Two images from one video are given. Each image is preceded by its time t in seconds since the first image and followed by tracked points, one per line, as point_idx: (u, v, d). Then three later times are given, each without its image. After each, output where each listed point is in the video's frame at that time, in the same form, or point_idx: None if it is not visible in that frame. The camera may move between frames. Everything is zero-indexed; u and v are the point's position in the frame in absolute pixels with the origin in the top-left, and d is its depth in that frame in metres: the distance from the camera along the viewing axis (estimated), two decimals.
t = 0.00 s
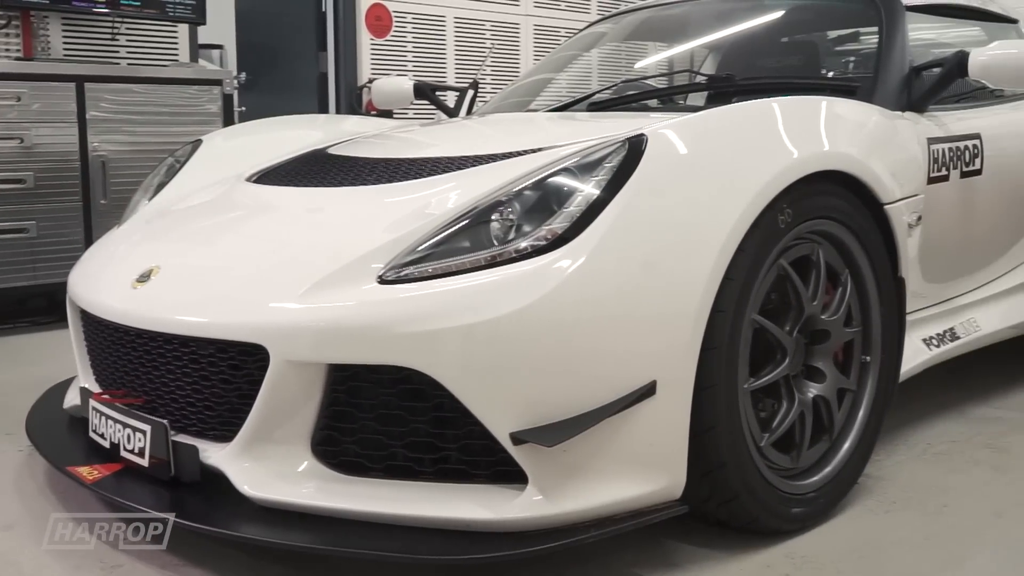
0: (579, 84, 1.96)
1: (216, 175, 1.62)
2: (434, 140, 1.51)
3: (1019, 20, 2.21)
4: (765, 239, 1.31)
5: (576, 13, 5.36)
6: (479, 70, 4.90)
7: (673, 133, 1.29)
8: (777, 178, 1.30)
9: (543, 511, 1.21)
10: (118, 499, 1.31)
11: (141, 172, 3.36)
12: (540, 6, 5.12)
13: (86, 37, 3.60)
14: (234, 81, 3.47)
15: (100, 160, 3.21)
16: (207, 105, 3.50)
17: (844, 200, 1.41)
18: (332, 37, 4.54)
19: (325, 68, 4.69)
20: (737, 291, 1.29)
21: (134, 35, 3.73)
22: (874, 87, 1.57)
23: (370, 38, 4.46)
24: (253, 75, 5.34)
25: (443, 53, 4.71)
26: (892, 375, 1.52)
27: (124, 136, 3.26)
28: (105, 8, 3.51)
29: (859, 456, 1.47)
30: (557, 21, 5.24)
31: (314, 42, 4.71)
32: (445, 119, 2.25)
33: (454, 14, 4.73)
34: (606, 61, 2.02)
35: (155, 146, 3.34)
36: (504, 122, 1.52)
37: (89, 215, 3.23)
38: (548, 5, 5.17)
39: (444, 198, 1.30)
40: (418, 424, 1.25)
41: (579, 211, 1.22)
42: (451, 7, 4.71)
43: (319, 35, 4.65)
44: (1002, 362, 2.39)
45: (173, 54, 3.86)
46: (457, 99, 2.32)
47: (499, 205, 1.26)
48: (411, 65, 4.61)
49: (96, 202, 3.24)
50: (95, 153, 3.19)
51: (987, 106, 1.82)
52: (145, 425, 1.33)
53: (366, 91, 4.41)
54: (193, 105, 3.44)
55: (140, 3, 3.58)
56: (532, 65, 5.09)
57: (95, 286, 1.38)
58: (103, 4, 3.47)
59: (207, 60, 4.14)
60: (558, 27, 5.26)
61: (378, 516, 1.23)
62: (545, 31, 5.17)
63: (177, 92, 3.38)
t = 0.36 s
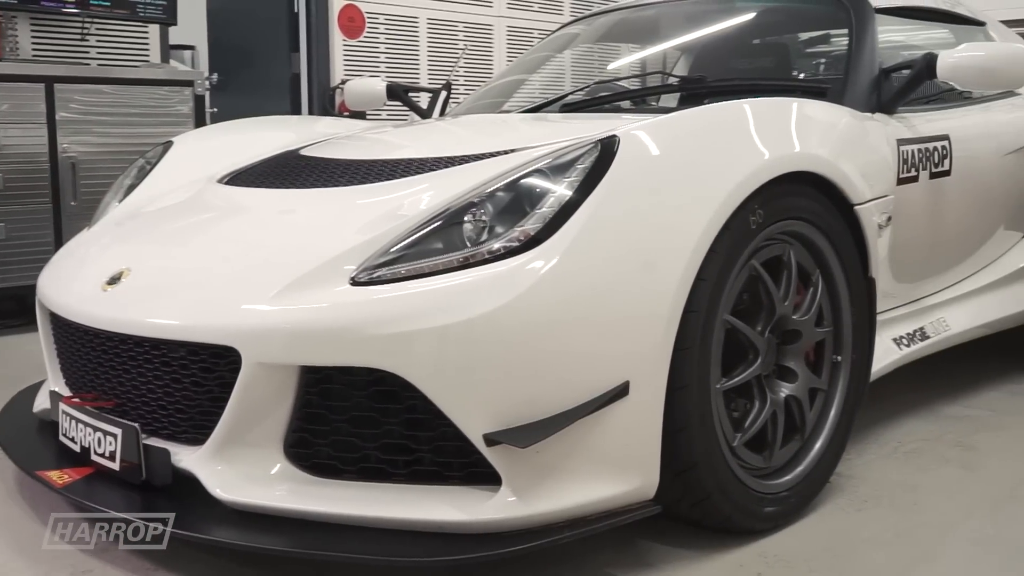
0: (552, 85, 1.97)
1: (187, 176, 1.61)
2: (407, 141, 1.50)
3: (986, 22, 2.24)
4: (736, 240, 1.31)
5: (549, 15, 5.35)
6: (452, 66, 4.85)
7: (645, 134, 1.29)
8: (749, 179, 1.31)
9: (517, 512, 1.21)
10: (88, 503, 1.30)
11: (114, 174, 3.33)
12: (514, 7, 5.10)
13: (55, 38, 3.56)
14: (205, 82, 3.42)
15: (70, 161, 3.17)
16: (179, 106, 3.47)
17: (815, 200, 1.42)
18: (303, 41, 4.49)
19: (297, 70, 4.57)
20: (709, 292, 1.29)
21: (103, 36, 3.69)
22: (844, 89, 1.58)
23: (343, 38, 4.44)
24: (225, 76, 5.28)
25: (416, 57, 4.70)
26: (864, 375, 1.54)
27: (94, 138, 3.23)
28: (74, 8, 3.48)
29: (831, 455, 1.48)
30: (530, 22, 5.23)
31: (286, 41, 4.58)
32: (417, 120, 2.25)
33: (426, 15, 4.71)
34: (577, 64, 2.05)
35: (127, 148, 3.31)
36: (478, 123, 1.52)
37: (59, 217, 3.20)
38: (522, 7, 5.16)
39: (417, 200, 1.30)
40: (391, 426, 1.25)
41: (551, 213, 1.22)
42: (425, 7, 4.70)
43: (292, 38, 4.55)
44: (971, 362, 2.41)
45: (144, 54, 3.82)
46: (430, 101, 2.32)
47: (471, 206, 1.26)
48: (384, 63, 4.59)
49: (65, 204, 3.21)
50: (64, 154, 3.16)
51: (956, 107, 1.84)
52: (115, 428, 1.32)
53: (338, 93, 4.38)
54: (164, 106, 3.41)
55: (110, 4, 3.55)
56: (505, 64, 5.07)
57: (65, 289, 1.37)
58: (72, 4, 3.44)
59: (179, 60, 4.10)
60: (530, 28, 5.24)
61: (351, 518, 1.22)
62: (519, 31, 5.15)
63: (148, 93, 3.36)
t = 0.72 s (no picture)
0: (530, 85, 1.96)
1: (163, 177, 1.60)
2: (385, 142, 1.50)
3: (960, 24, 2.25)
4: (712, 241, 1.32)
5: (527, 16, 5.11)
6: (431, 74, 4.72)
7: (622, 135, 1.29)
8: (725, 180, 1.32)
9: (494, 513, 1.21)
10: (62, 507, 1.29)
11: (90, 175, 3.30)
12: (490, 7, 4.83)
13: (29, 38, 3.52)
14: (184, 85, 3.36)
15: (44, 163, 3.13)
16: (155, 107, 3.46)
17: (791, 201, 1.42)
18: (281, 39, 4.26)
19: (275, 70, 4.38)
20: (686, 292, 1.30)
21: (77, 37, 3.64)
22: (819, 90, 1.59)
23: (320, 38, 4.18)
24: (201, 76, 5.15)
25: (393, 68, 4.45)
26: (839, 374, 1.55)
27: (68, 140, 3.19)
28: (48, 8, 3.44)
29: (807, 454, 1.49)
30: (510, 23, 4.98)
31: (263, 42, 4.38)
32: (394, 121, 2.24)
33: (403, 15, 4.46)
34: (556, 63, 2.04)
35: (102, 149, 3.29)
36: (454, 124, 1.52)
37: (33, 217, 3.14)
38: (502, 9, 4.89)
39: (393, 201, 1.29)
40: (368, 428, 1.24)
41: (528, 213, 1.22)
42: (400, 8, 4.44)
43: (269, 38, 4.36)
44: (947, 362, 2.42)
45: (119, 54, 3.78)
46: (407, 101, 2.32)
47: (448, 207, 1.26)
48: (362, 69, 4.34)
49: (39, 205, 3.16)
50: (38, 156, 3.12)
51: (929, 108, 1.86)
52: (91, 431, 1.31)
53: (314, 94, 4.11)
54: (141, 106, 3.39)
55: (84, 4, 3.53)
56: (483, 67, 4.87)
57: (39, 292, 1.36)
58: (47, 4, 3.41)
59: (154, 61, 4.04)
60: (510, 29, 5.00)
61: (328, 521, 1.22)
62: (498, 32, 4.91)
63: (124, 94, 3.33)
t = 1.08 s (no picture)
0: (503, 86, 1.96)
1: (134, 179, 1.59)
2: (358, 143, 1.50)
3: (929, 27, 2.28)
4: (684, 242, 1.32)
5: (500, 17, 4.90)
6: (401, 73, 4.42)
7: (595, 136, 1.29)
8: (697, 181, 1.32)
9: (467, 514, 1.21)
10: (31, 513, 1.32)
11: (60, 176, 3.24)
12: (464, 9, 4.64)
13: None
14: (152, 84, 3.12)
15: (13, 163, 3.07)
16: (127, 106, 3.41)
17: (762, 202, 1.43)
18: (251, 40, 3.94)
19: (247, 71, 4.00)
20: (658, 293, 1.30)
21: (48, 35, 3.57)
22: (790, 92, 1.61)
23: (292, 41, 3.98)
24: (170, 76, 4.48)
25: (366, 62, 4.26)
26: (811, 374, 1.56)
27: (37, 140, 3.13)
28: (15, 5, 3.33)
29: (778, 454, 1.50)
30: (477, 24, 4.73)
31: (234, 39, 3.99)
32: (366, 122, 2.25)
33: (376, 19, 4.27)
34: (528, 65, 2.04)
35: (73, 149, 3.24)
36: (425, 125, 1.52)
37: None
38: (469, 8, 4.66)
39: (365, 203, 1.29)
40: (341, 430, 1.24)
41: (501, 214, 1.22)
42: (373, 8, 4.26)
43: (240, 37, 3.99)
44: (917, 362, 2.44)
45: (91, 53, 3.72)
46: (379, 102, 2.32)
47: (421, 208, 1.26)
48: (334, 65, 4.14)
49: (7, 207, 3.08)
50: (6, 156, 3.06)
51: (899, 109, 1.88)
52: (59, 435, 1.31)
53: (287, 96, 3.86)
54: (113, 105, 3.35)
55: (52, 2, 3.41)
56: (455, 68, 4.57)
57: (8, 294, 1.35)
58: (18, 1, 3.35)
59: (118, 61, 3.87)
60: (477, 31, 4.73)
61: (300, 523, 1.22)
62: (471, 37, 4.68)
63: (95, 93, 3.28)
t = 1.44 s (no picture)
0: (473, 87, 1.96)
1: (101, 180, 1.58)
2: (327, 144, 1.49)
3: (895, 30, 2.31)
4: (653, 243, 1.33)
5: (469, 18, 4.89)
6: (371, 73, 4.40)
7: (563, 138, 1.30)
8: (665, 182, 1.33)
9: (437, 516, 1.21)
10: None
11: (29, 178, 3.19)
12: (433, 10, 4.65)
13: None
14: (118, 84, 3.08)
15: None
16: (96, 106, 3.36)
17: (730, 203, 1.44)
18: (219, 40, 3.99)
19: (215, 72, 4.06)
20: (627, 293, 1.31)
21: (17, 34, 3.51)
22: (757, 95, 1.63)
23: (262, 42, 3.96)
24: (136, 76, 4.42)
25: (336, 54, 4.22)
26: (779, 373, 1.57)
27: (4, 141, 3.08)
28: None
29: (747, 453, 1.50)
30: (446, 25, 4.74)
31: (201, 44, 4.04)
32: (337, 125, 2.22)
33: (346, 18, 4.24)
34: (498, 65, 2.04)
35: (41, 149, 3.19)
36: (394, 127, 1.52)
37: None
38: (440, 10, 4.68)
39: (334, 204, 1.29)
40: (309, 432, 1.24)
41: (470, 215, 1.22)
42: (342, 10, 4.22)
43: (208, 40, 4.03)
44: (885, 361, 2.47)
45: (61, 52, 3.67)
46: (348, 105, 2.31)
47: (390, 210, 1.25)
48: (303, 60, 4.10)
49: None
50: None
51: (866, 111, 1.90)
52: (23, 439, 1.31)
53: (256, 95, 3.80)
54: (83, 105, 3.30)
55: None
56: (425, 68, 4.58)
57: None
58: None
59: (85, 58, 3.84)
60: (452, 32, 4.78)
61: (269, 527, 1.21)
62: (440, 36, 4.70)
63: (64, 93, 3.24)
